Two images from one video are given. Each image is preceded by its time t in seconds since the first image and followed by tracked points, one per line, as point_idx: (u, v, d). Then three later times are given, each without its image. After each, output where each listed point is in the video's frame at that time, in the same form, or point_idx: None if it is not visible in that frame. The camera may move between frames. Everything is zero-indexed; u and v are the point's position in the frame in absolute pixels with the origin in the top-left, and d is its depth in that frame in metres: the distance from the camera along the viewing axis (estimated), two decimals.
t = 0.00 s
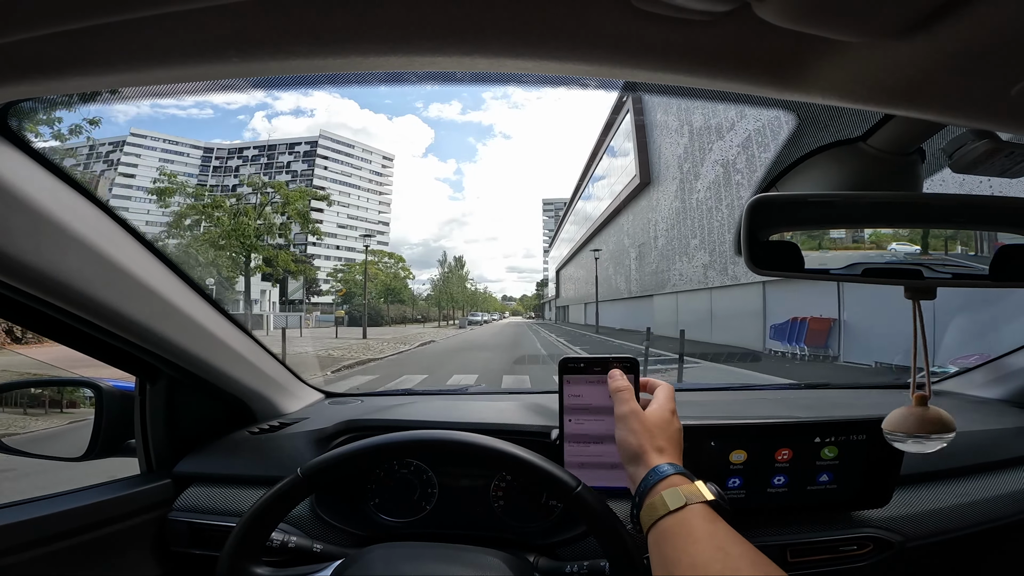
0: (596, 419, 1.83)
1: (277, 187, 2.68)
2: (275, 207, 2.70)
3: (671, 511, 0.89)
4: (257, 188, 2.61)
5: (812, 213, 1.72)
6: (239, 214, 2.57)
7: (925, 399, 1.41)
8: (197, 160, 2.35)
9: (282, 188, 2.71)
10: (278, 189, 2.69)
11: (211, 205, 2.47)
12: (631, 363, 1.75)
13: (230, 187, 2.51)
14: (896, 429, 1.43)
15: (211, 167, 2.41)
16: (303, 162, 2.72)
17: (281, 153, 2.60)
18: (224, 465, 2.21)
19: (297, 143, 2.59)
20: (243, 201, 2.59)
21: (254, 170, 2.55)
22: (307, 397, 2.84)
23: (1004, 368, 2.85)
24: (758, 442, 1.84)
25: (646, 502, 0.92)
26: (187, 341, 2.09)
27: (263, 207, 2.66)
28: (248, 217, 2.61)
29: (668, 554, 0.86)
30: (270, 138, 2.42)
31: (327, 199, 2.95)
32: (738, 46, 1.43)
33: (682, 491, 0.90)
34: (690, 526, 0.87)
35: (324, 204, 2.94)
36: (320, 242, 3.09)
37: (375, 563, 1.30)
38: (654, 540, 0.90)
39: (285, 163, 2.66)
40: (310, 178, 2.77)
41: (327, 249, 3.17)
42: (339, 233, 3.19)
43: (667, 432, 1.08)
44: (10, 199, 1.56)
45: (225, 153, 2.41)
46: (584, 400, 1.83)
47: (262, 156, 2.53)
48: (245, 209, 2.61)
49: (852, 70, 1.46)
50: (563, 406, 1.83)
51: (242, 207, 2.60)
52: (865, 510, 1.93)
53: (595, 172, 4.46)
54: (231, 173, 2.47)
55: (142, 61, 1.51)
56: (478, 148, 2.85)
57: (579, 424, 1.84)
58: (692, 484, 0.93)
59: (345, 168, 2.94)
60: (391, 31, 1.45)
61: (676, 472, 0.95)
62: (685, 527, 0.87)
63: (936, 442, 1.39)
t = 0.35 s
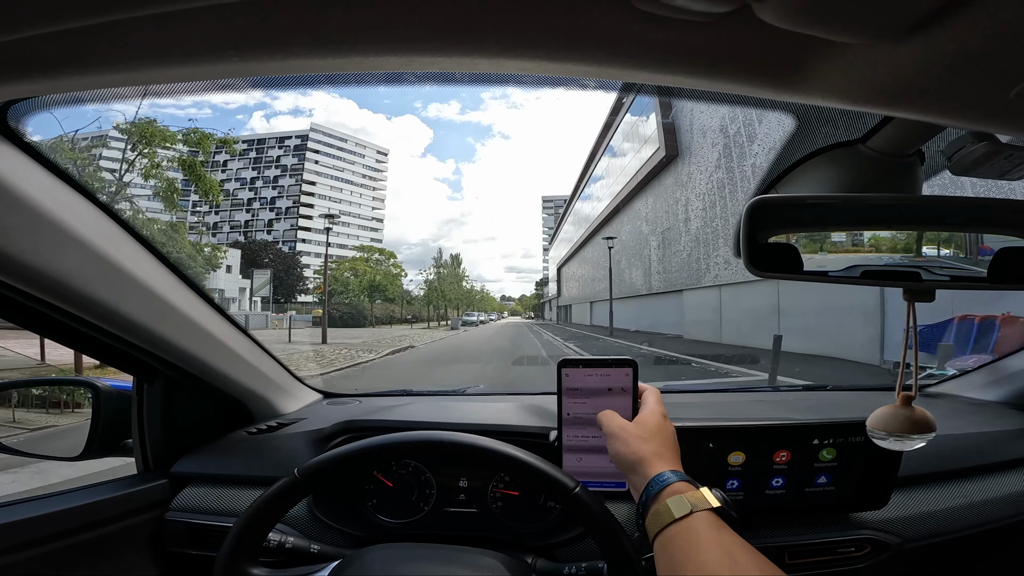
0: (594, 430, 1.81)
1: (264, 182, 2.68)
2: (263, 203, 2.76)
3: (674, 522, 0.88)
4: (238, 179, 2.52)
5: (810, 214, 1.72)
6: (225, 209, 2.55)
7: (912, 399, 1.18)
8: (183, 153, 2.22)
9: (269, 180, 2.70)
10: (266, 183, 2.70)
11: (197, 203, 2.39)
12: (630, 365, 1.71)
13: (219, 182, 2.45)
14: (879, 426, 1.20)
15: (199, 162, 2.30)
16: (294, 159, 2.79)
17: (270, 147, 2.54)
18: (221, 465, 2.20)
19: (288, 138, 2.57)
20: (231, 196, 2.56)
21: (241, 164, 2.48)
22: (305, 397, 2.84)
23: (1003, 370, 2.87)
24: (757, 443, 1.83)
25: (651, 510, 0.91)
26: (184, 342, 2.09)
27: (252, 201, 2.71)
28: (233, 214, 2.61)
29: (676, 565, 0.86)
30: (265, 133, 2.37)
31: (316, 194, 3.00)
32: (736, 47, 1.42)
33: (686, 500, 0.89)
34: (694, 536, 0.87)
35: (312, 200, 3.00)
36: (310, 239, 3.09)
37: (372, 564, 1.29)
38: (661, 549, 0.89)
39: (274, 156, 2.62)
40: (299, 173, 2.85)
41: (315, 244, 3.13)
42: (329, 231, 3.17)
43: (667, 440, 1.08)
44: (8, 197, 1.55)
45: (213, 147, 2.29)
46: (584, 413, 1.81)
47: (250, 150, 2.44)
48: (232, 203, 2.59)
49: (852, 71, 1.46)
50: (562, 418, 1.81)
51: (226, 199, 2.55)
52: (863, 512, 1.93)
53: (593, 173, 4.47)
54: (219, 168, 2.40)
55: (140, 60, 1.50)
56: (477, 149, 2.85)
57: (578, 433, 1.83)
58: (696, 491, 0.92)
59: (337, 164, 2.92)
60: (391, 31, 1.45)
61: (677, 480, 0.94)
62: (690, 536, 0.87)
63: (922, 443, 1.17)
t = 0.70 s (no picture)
0: (592, 435, 1.86)
1: (256, 177, 2.66)
2: (251, 197, 2.70)
3: None
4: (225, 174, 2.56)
5: (807, 212, 1.73)
6: (211, 204, 2.56)
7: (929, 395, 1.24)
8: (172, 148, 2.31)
9: (258, 176, 2.66)
10: (255, 179, 2.67)
11: (183, 196, 2.45)
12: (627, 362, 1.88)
13: (203, 176, 2.49)
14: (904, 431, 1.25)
15: (185, 156, 2.37)
16: (283, 151, 2.64)
17: (259, 142, 2.49)
18: (221, 463, 2.21)
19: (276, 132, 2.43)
20: (216, 189, 2.57)
21: (231, 159, 2.52)
22: (305, 394, 2.85)
23: (1001, 367, 2.87)
24: (755, 441, 1.82)
25: None
26: (184, 341, 2.10)
27: (240, 196, 2.67)
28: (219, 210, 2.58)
29: None
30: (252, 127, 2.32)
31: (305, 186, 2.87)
32: (734, 45, 1.43)
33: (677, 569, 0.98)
34: None
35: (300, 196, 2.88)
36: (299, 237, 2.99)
37: (370, 562, 1.30)
38: None
39: (263, 151, 2.58)
40: (289, 167, 2.73)
41: (305, 239, 3.01)
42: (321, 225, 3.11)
43: (652, 525, 0.86)
44: (9, 196, 1.56)
45: (201, 143, 2.34)
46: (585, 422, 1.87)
47: (239, 145, 2.47)
48: (218, 198, 2.59)
49: (853, 69, 1.46)
50: (562, 422, 1.87)
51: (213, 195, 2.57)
52: (860, 509, 1.94)
53: (592, 172, 4.49)
54: (206, 162, 2.44)
55: (139, 59, 1.51)
56: (475, 149, 2.86)
57: (577, 438, 1.87)
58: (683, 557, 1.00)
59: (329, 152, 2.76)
60: (390, 30, 1.45)
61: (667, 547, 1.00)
62: None
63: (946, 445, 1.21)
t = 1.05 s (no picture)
0: (591, 434, 1.88)
1: (241, 171, 2.60)
2: (237, 192, 2.63)
3: None
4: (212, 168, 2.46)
5: (807, 212, 1.72)
6: (197, 199, 2.42)
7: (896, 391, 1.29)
8: (154, 141, 2.16)
9: (245, 169, 2.60)
10: (241, 172, 2.61)
11: (168, 191, 2.27)
12: (627, 362, 1.89)
13: (188, 170, 2.36)
14: (865, 420, 1.31)
15: (169, 150, 2.24)
16: (272, 147, 2.54)
17: (247, 134, 2.36)
18: (220, 462, 2.20)
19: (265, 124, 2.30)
20: (201, 184, 2.44)
21: (217, 153, 2.41)
22: (303, 393, 2.84)
23: (998, 368, 2.86)
24: (754, 441, 1.81)
25: None
26: (182, 339, 2.09)
27: (226, 190, 2.58)
28: (205, 205, 2.45)
29: None
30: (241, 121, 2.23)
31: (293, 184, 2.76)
32: (736, 44, 1.42)
33: None
34: None
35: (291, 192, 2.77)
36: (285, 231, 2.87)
37: (368, 561, 1.29)
38: None
39: (251, 144, 2.48)
40: (278, 160, 2.63)
41: (293, 235, 2.92)
42: (309, 220, 2.98)
43: (579, 565, 0.91)
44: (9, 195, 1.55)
45: (187, 136, 2.21)
46: (584, 423, 1.87)
47: (225, 138, 2.33)
48: (203, 192, 2.47)
49: (854, 69, 1.45)
50: (562, 427, 1.87)
51: (199, 190, 2.44)
52: (859, 510, 1.94)
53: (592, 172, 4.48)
54: (191, 156, 2.31)
55: (138, 57, 1.50)
56: (474, 148, 2.85)
57: (576, 436, 1.89)
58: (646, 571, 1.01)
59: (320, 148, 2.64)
60: (390, 28, 1.45)
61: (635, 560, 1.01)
62: None
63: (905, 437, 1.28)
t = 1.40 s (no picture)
0: (589, 430, 1.88)
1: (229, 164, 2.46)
2: (222, 186, 2.51)
3: None
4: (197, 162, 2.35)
5: (806, 212, 1.73)
6: (180, 194, 2.30)
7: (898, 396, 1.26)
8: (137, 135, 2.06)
9: (232, 163, 2.47)
10: (228, 167, 2.49)
11: (151, 185, 2.18)
12: (627, 363, 1.88)
13: (172, 164, 2.26)
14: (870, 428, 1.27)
15: (153, 144, 2.14)
16: (260, 139, 2.38)
17: (234, 128, 2.22)
18: (218, 463, 2.20)
19: (252, 117, 2.15)
20: (185, 178, 2.33)
21: (203, 146, 2.31)
22: (301, 395, 2.84)
23: (996, 368, 2.89)
24: (753, 441, 1.81)
25: None
26: (181, 340, 2.09)
27: (211, 184, 2.47)
28: (188, 199, 2.32)
29: None
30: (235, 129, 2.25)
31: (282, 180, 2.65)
32: (733, 45, 1.42)
33: None
34: None
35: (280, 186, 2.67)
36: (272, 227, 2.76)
37: (367, 562, 1.29)
38: None
39: (237, 137, 2.33)
40: (264, 154, 2.49)
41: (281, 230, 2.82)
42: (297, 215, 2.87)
43: (578, 569, 0.92)
44: (8, 197, 1.56)
45: (172, 129, 2.11)
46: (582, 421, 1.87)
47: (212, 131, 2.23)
48: (187, 186, 2.36)
49: (851, 70, 1.46)
50: (560, 425, 1.87)
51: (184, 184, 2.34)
52: (858, 510, 1.94)
53: (592, 172, 4.49)
54: (175, 149, 2.22)
55: (137, 58, 1.50)
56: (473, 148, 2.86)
57: (575, 433, 1.88)
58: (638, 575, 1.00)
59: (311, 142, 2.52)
60: (388, 29, 1.45)
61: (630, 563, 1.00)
62: None
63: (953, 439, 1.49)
